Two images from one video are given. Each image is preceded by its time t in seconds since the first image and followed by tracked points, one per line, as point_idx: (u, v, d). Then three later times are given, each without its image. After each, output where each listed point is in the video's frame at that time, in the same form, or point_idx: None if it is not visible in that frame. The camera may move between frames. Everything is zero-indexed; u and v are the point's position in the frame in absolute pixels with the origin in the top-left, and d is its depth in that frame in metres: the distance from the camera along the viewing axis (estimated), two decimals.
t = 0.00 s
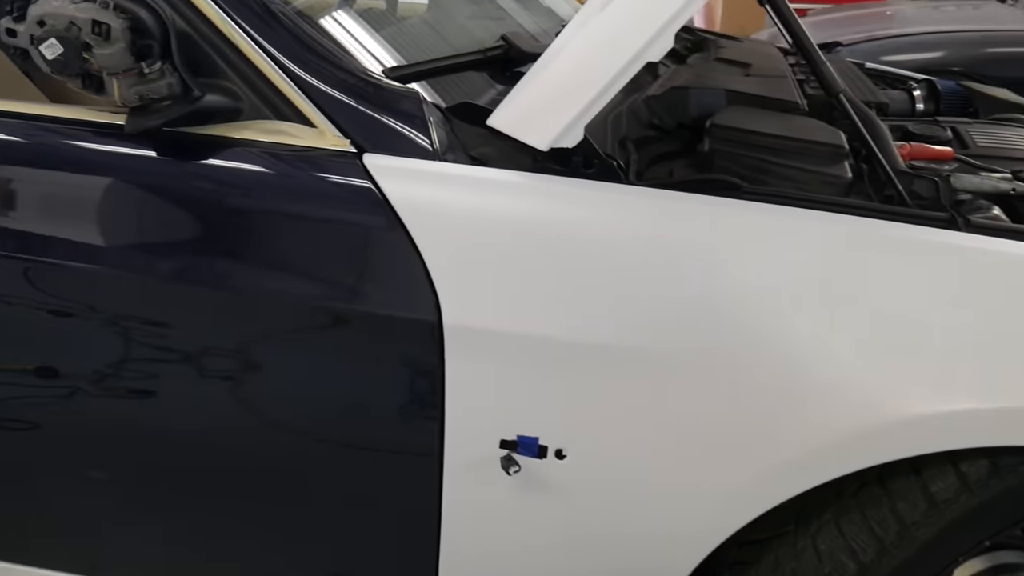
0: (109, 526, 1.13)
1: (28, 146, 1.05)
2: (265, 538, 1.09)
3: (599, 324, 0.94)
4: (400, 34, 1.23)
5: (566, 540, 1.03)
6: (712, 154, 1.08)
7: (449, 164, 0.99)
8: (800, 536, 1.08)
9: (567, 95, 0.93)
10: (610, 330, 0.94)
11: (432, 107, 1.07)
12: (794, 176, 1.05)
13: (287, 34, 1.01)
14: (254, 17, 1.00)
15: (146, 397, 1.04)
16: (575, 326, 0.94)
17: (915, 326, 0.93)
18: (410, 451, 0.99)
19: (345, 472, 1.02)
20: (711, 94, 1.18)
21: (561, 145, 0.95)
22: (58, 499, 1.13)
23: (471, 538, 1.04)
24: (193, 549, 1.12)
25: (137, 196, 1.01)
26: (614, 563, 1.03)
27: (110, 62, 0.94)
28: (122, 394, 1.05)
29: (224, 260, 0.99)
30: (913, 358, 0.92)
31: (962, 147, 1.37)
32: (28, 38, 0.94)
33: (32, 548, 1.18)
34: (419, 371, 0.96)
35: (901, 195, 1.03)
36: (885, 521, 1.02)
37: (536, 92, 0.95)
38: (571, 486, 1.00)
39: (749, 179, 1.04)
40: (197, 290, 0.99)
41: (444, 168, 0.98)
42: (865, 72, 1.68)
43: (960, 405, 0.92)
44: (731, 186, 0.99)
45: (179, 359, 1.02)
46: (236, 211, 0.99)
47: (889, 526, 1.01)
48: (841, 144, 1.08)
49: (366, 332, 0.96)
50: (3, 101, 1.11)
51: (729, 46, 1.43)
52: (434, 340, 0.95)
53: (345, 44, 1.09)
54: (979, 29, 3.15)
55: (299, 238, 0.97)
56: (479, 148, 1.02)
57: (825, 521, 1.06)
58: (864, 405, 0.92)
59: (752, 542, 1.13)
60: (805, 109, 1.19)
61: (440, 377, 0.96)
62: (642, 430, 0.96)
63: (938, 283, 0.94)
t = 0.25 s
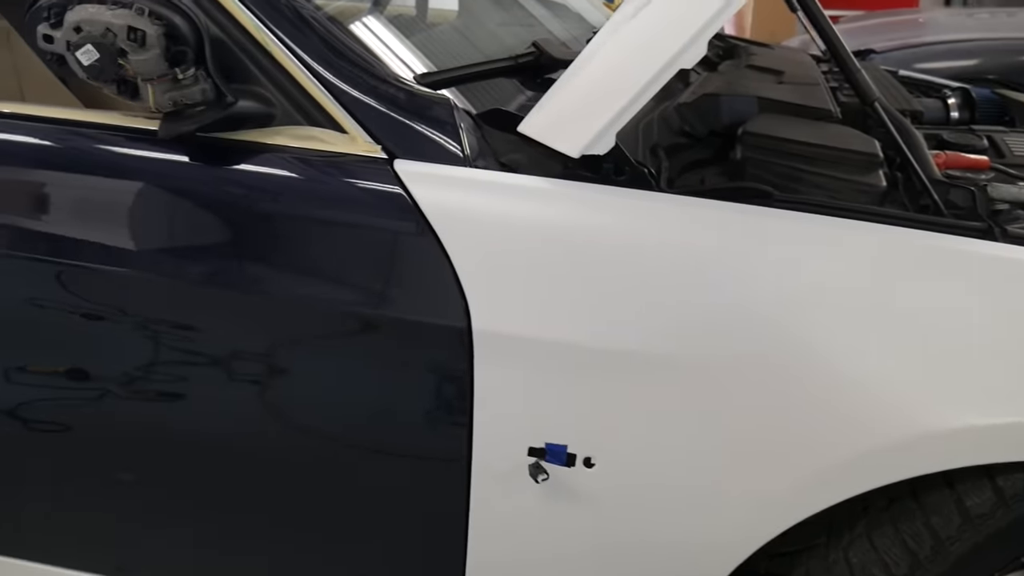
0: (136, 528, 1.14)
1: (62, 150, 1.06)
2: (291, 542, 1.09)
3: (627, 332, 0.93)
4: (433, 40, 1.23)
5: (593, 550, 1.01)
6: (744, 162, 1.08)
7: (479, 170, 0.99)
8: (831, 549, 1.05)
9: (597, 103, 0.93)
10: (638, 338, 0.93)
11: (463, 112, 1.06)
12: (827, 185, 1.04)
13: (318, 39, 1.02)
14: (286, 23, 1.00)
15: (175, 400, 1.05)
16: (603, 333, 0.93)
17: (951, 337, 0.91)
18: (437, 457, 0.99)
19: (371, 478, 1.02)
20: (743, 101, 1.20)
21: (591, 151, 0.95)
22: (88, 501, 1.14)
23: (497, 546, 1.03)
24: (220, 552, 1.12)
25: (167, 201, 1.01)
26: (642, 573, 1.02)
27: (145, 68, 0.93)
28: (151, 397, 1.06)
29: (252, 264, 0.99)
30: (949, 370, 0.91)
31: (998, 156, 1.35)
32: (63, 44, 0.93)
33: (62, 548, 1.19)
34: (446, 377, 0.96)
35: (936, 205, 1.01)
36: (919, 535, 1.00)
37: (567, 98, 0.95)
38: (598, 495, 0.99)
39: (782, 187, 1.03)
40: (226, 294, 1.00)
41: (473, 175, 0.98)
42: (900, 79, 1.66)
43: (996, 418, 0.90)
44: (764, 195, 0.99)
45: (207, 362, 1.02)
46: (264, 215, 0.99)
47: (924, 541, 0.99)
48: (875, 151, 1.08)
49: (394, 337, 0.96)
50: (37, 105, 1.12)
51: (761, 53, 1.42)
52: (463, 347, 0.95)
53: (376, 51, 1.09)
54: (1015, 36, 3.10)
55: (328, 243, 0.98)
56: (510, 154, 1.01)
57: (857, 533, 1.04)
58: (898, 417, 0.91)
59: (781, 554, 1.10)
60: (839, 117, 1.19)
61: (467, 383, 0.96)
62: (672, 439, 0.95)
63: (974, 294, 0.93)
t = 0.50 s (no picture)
0: (160, 529, 1.15)
1: (91, 154, 1.07)
2: (315, 545, 1.09)
3: (653, 340, 0.92)
4: (460, 46, 1.23)
5: (617, 559, 1.01)
6: (772, 169, 1.06)
7: (507, 176, 0.98)
8: (859, 561, 1.03)
9: (627, 109, 0.92)
10: (664, 347, 0.92)
11: (490, 119, 1.06)
12: (857, 193, 1.03)
13: (346, 44, 1.02)
14: (315, 28, 1.01)
15: (200, 403, 1.05)
16: (628, 341, 0.92)
17: (984, 349, 0.90)
18: (461, 463, 0.99)
19: (394, 483, 1.02)
20: (772, 108, 1.19)
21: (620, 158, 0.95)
22: (113, 502, 1.15)
23: (520, 553, 1.03)
24: (244, 554, 1.13)
25: (193, 205, 1.02)
26: None
27: (176, 74, 0.89)
28: (176, 400, 1.06)
29: (277, 269, 0.99)
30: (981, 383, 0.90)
31: None
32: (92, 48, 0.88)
33: (87, 548, 1.19)
34: (471, 384, 0.96)
35: (968, 215, 1.00)
36: (949, 549, 0.98)
37: (596, 104, 0.95)
38: (621, 504, 0.98)
39: (811, 194, 1.02)
40: (251, 299, 1.00)
41: (499, 181, 0.98)
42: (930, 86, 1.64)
43: None
44: (793, 203, 0.98)
45: (233, 366, 1.03)
46: (287, 219, 0.99)
47: (953, 554, 0.98)
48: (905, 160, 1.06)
49: (418, 344, 0.96)
50: (67, 109, 1.13)
51: (789, 59, 1.41)
52: (489, 354, 0.95)
53: (403, 55, 1.09)
54: None
55: (353, 248, 0.98)
56: (537, 160, 1.01)
57: (886, 546, 1.01)
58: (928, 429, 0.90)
59: (808, 566, 1.05)
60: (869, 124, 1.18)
61: (491, 390, 0.96)
62: (698, 448, 0.94)
63: (1011, 305, 0.91)
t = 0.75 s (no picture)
0: (183, 530, 1.15)
1: (119, 158, 1.07)
2: (337, 550, 1.09)
3: (680, 348, 0.91)
4: (487, 51, 1.23)
5: (641, 568, 1.00)
6: (802, 177, 1.06)
7: (534, 183, 0.98)
8: None
9: (654, 116, 0.91)
10: (690, 356, 0.91)
11: (518, 124, 1.05)
12: (888, 202, 1.01)
13: (373, 49, 1.02)
14: (343, 32, 1.01)
15: (224, 406, 1.06)
16: (655, 349, 0.92)
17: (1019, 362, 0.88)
18: (485, 469, 0.98)
19: (417, 488, 1.02)
20: (801, 115, 1.18)
21: (648, 165, 0.94)
22: (138, 502, 1.16)
23: (543, 561, 1.02)
24: (267, 556, 1.13)
25: (220, 209, 1.02)
26: None
27: (204, 79, 0.88)
28: (201, 402, 1.07)
29: (301, 273, 0.99)
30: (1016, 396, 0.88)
31: None
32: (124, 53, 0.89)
33: (111, 548, 1.20)
34: (495, 392, 0.95)
35: (1002, 224, 0.98)
36: (981, 564, 0.97)
37: (624, 110, 0.94)
38: (645, 513, 0.97)
39: (841, 203, 1.01)
40: (276, 303, 1.00)
41: (526, 188, 0.97)
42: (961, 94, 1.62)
43: None
44: (824, 212, 0.97)
45: (257, 370, 1.03)
46: (313, 224, 0.99)
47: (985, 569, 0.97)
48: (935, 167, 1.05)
49: (443, 350, 0.96)
50: (97, 113, 1.14)
51: (818, 65, 1.40)
52: (515, 361, 0.94)
53: (430, 60, 1.09)
54: None
55: (377, 253, 0.98)
56: (564, 167, 1.01)
57: (916, 560, 0.99)
58: (961, 442, 0.88)
59: None
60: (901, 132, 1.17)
61: (516, 398, 0.95)
62: (725, 458, 0.93)
63: None
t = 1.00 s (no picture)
0: (206, 533, 1.15)
1: (147, 162, 1.08)
2: (359, 554, 1.09)
3: (706, 357, 0.90)
4: (514, 56, 1.23)
5: None
6: (833, 184, 1.05)
7: (562, 190, 0.97)
8: None
9: (684, 123, 0.91)
10: (716, 365, 0.90)
11: (545, 130, 1.05)
12: (920, 210, 1.00)
13: (399, 55, 1.02)
14: (369, 37, 1.01)
15: (247, 409, 1.06)
16: (681, 358, 0.91)
17: None
18: (509, 476, 0.98)
19: (439, 494, 1.01)
20: (831, 122, 1.18)
21: (678, 172, 0.93)
22: (162, 504, 1.16)
23: (566, 569, 1.01)
24: (289, 560, 1.13)
25: (245, 213, 1.03)
26: None
27: (233, 84, 0.88)
28: (224, 405, 1.07)
29: (324, 278, 0.99)
30: None
31: None
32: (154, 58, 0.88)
33: (134, 548, 1.21)
34: (520, 400, 0.95)
35: None
36: None
37: (652, 116, 0.93)
38: (669, 523, 0.96)
39: (872, 211, 1.00)
40: (300, 308, 1.00)
41: (552, 194, 0.97)
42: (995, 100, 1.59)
43: None
44: (856, 220, 0.95)
45: (280, 374, 1.03)
46: (336, 229, 0.99)
47: None
48: (969, 175, 1.05)
49: (468, 357, 0.95)
50: (126, 117, 1.15)
51: (848, 71, 1.39)
52: (542, 369, 0.94)
53: (456, 66, 1.09)
54: None
55: (401, 258, 0.97)
56: (591, 173, 1.00)
57: None
58: (993, 457, 0.87)
59: None
60: (934, 138, 1.16)
61: (540, 406, 0.95)
62: (752, 468, 0.92)
63: None
